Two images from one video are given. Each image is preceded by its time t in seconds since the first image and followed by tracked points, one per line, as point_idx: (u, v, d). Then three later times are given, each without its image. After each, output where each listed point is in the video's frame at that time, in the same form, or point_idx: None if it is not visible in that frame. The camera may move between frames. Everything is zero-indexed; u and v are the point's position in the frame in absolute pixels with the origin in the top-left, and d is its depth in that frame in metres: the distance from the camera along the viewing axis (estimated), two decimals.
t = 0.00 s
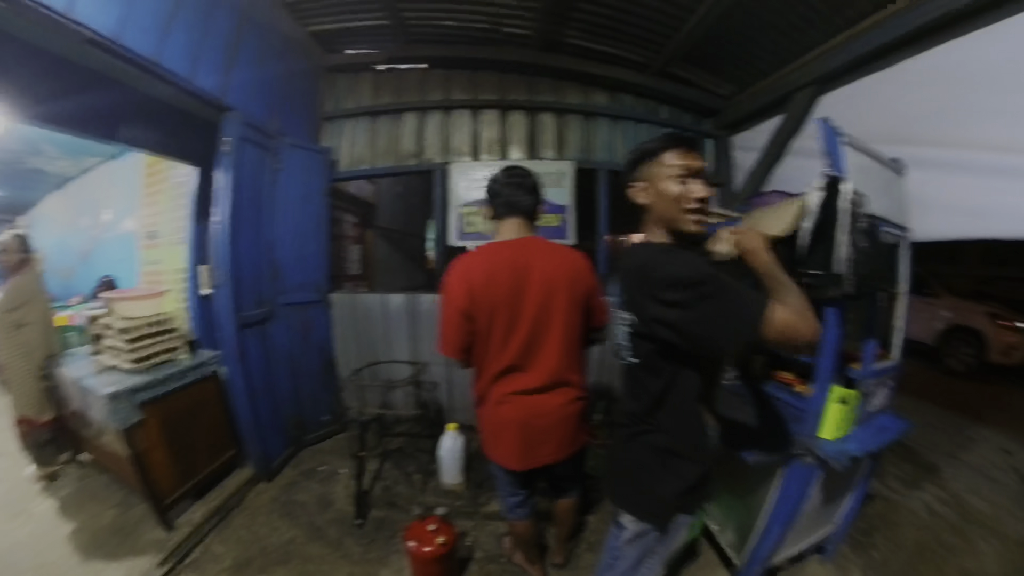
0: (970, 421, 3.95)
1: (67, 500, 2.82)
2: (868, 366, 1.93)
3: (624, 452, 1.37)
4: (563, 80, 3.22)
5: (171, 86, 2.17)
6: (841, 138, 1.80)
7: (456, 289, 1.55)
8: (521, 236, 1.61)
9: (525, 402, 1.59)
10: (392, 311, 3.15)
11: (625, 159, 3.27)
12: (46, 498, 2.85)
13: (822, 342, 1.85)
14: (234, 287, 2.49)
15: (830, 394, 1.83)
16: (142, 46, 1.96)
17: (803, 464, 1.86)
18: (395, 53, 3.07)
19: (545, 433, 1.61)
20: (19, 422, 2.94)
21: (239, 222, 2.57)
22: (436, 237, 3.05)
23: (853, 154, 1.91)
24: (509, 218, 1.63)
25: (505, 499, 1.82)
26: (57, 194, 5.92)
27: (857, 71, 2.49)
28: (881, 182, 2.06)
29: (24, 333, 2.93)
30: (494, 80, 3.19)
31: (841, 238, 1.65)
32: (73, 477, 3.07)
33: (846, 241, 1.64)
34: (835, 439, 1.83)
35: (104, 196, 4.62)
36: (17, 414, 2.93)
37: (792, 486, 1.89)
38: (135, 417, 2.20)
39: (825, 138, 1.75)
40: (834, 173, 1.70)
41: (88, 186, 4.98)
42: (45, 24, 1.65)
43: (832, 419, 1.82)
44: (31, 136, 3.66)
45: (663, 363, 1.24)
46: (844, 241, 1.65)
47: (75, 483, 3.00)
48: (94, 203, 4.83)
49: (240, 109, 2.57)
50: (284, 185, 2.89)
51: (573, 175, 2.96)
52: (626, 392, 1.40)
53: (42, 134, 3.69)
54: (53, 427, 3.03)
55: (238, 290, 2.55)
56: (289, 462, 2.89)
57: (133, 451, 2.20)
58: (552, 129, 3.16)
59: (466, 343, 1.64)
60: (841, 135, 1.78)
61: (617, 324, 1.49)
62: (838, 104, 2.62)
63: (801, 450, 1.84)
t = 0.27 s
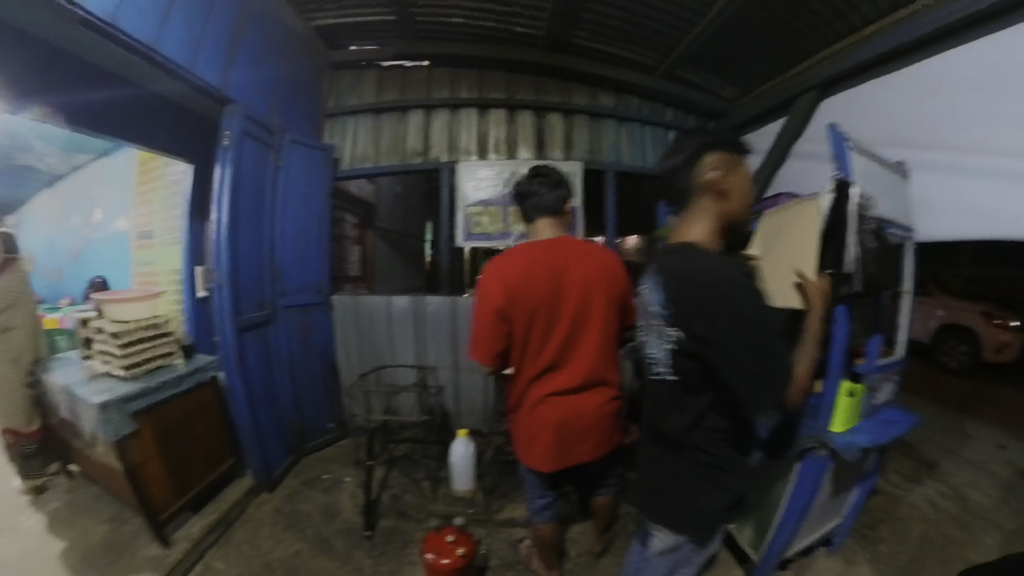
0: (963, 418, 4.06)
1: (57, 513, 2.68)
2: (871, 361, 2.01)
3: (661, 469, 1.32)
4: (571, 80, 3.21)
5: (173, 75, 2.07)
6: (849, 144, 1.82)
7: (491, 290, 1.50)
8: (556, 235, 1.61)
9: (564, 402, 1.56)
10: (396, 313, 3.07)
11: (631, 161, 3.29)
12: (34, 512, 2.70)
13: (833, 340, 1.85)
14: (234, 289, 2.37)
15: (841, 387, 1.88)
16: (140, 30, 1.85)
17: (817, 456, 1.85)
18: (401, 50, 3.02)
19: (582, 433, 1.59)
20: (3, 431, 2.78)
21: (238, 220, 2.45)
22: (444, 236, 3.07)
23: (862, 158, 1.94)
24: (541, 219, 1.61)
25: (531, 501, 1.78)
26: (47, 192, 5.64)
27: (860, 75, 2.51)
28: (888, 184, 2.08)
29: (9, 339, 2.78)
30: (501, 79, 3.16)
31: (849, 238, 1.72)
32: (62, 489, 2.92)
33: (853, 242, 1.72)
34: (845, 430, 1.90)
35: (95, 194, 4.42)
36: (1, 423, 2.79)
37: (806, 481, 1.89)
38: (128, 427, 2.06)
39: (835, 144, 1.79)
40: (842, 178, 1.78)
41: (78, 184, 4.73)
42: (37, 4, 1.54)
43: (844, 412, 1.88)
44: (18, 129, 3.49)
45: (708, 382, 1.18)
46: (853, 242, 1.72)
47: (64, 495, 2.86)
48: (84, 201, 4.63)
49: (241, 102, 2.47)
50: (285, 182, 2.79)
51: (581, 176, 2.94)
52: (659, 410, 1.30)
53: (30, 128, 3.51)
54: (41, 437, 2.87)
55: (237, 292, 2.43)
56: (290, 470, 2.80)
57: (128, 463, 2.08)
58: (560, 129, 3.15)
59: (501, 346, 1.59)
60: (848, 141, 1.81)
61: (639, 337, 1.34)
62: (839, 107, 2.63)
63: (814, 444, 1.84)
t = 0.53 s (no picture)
0: (996, 427, 3.91)
1: (58, 522, 2.56)
2: (913, 363, 1.87)
3: (722, 488, 1.35)
4: (592, 74, 3.12)
5: (177, 60, 1.94)
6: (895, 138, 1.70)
7: (573, 277, 1.47)
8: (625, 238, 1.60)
9: (631, 404, 1.55)
10: (412, 316, 2.96)
11: (654, 158, 3.20)
12: (35, 519, 2.59)
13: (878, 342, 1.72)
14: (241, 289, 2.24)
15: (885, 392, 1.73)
16: (145, 12, 1.72)
17: (861, 463, 1.75)
18: (417, 43, 2.94)
19: (647, 437, 1.57)
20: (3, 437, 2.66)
21: (246, 216, 2.33)
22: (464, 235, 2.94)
23: (906, 154, 1.82)
24: (612, 222, 1.61)
25: (577, 507, 1.69)
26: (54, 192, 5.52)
27: (889, 70, 2.37)
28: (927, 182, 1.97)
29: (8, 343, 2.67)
30: (520, 74, 3.07)
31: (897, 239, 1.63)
32: (65, 496, 2.81)
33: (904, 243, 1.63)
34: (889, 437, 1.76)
35: (102, 194, 4.30)
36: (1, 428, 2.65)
37: (848, 488, 1.77)
38: (129, 437, 1.91)
39: (881, 138, 1.66)
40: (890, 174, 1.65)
41: (87, 186, 4.60)
42: None
43: (888, 418, 1.74)
44: (24, 129, 3.37)
45: (796, 400, 1.22)
46: (903, 242, 1.62)
47: (67, 502, 2.74)
48: (92, 202, 4.51)
49: (251, 92, 2.35)
50: (296, 178, 2.68)
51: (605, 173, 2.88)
52: (736, 438, 1.27)
53: (38, 128, 3.40)
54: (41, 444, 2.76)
55: (245, 294, 2.30)
56: (301, 479, 2.68)
57: (129, 475, 1.94)
58: (582, 125, 3.06)
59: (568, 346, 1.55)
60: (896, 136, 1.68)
61: (726, 356, 1.28)
62: (871, 105, 2.48)
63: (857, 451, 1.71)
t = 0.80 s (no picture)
0: None
1: (77, 524, 2.49)
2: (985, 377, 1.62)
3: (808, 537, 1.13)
4: (626, 66, 2.97)
5: (191, 53, 1.85)
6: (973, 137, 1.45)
7: (685, 281, 1.43)
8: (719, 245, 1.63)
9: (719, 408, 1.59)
10: (441, 320, 2.82)
11: (693, 155, 3.04)
12: (53, 521, 2.52)
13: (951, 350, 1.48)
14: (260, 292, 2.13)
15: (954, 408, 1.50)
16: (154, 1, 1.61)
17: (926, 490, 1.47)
18: (442, 35, 2.82)
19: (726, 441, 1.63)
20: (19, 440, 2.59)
21: (265, 214, 2.23)
22: (495, 236, 2.79)
23: (983, 155, 1.57)
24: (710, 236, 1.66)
25: (641, 517, 1.69)
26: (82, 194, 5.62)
27: (946, 61, 2.23)
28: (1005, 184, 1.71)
29: (27, 345, 2.61)
30: (551, 67, 2.94)
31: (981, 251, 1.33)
32: (84, 497, 2.75)
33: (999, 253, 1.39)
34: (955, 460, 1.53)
35: (126, 195, 4.30)
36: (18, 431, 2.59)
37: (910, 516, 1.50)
38: (142, 449, 1.82)
39: (957, 135, 1.43)
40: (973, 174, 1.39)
41: (111, 188, 4.64)
42: None
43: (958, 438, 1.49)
44: (47, 131, 3.35)
45: (900, 438, 1.02)
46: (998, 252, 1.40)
47: (85, 504, 2.68)
48: (116, 203, 4.52)
49: (269, 86, 2.26)
50: (317, 176, 2.58)
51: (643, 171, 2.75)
52: (828, 477, 1.06)
53: (60, 132, 3.39)
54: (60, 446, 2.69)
55: (263, 297, 2.20)
56: (321, 489, 2.56)
57: (143, 488, 1.84)
58: (617, 121, 2.91)
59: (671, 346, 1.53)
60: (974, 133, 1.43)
61: (816, 380, 1.08)
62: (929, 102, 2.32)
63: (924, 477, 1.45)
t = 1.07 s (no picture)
0: None
1: (96, 520, 2.47)
2: None
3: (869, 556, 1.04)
4: (656, 58, 2.86)
5: (209, 50, 1.84)
6: None
7: (763, 279, 1.55)
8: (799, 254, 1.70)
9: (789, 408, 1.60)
10: (467, 321, 2.73)
11: (729, 150, 2.89)
12: (73, 516, 2.50)
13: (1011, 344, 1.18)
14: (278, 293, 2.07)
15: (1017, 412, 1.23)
16: None
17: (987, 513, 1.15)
18: (466, 30, 2.77)
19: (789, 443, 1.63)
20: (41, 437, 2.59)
21: (285, 211, 2.18)
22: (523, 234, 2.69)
23: None
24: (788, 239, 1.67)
25: (692, 514, 1.76)
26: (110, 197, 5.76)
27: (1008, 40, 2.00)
28: None
29: (50, 343, 2.60)
30: (579, 60, 2.84)
31: None
32: (105, 493, 2.73)
33: None
34: None
35: (151, 197, 4.35)
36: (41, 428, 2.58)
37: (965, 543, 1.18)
38: (158, 453, 1.77)
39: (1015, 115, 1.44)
40: None
41: (136, 189, 4.72)
42: None
43: None
44: (75, 135, 3.40)
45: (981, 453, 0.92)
46: None
47: (105, 500, 2.65)
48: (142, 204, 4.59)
49: (289, 83, 2.22)
50: (339, 173, 2.53)
51: (678, 167, 2.65)
52: (890, 493, 0.98)
53: (86, 134, 3.45)
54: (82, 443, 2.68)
55: (284, 300, 2.14)
56: (341, 493, 2.49)
57: (158, 492, 1.78)
58: (649, 115, 2.79)
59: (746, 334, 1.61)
60: None
61: (878, 389, 0.99)
62: (988, 92, 2.08)
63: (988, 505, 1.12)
